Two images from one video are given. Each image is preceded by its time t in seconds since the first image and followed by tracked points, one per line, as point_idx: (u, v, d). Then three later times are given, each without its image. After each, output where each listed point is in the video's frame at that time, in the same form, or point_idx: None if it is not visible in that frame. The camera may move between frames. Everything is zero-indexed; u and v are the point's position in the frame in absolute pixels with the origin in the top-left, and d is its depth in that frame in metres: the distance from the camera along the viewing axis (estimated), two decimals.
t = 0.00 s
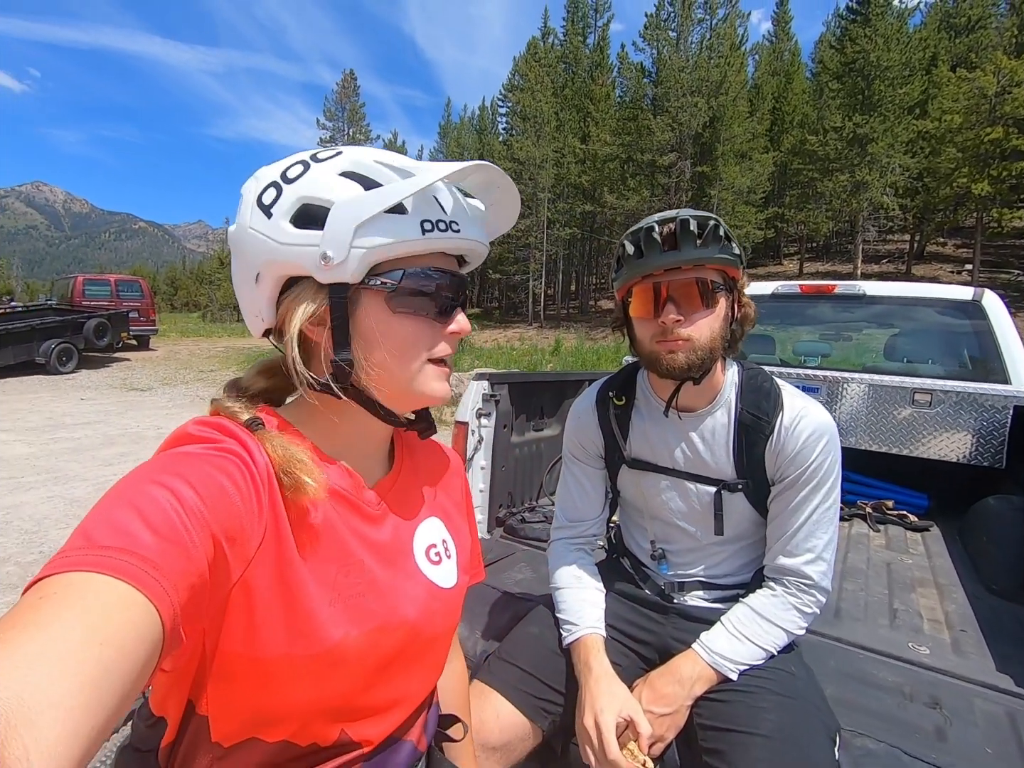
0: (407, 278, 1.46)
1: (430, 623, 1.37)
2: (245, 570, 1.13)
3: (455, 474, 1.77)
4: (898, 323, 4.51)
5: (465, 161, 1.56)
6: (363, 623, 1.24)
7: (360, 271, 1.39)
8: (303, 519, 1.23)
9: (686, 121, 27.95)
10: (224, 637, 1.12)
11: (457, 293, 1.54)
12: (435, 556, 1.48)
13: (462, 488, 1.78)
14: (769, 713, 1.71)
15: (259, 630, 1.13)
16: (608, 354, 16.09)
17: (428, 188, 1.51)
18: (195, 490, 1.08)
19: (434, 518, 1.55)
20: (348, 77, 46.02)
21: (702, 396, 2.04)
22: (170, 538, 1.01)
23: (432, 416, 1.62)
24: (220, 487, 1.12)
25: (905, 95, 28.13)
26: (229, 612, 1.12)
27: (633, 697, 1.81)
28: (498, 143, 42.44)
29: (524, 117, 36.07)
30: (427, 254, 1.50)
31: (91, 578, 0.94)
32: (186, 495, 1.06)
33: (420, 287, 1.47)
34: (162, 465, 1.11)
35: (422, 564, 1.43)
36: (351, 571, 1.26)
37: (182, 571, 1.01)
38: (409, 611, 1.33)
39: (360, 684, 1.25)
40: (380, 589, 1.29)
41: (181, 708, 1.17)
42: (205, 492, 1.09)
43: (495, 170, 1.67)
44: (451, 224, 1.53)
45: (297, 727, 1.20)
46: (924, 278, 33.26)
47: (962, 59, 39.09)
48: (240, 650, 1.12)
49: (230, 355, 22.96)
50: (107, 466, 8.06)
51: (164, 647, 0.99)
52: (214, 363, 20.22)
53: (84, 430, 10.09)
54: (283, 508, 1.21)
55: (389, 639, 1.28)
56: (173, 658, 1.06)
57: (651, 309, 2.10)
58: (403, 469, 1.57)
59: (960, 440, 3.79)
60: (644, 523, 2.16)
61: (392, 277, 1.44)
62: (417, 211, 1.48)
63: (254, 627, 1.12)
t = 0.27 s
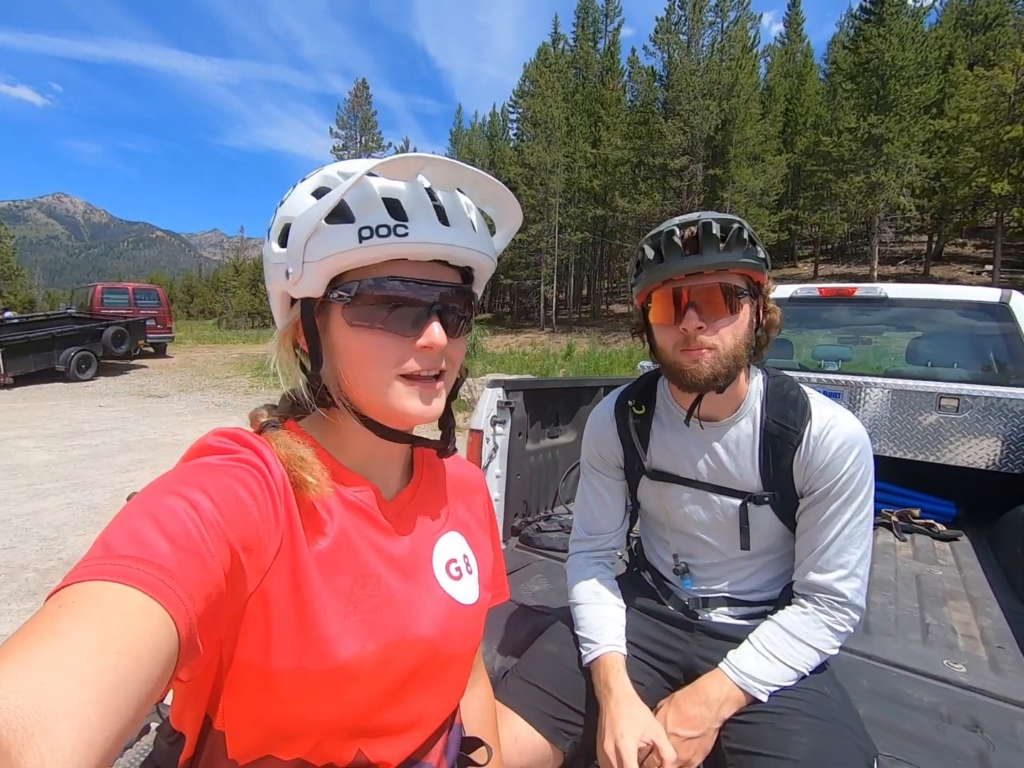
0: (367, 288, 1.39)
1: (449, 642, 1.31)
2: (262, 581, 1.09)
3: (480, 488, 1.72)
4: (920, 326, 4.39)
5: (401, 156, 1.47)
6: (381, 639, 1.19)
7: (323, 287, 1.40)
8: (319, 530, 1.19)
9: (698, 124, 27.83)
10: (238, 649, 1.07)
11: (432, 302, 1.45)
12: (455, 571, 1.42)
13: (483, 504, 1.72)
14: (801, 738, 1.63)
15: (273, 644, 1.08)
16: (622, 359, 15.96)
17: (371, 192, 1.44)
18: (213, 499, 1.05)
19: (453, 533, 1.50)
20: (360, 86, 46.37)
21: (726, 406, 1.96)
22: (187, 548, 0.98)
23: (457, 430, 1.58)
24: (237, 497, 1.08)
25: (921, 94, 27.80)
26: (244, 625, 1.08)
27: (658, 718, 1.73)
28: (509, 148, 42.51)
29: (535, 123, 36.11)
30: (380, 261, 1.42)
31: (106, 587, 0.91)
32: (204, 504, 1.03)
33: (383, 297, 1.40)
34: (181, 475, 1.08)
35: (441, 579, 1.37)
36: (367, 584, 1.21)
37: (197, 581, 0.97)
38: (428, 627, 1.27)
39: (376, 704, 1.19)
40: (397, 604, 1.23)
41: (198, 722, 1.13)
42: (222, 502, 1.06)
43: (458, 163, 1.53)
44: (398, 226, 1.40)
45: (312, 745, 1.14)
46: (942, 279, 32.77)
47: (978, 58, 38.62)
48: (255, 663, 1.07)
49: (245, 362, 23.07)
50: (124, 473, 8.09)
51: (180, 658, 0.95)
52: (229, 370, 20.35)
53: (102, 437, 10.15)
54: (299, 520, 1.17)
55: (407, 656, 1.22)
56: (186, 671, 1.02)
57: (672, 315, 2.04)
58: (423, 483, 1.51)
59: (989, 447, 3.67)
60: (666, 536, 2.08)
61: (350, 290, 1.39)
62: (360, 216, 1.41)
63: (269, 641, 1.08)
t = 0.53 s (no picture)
0: (375, 292, 1.39)
1: (483, 649, 1.30)
2: (300, 585, 1.10)
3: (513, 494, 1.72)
4: (929, 326, 4.36)
5: (391, 157, 1.46)
6: (416, 642, 1.18)
7: (339, 293, 1.44)
8: (353, 534, 1.19)
9: (702, 123, 27.81)
10: (277, 651, 1.08)
11: (438, 306, 1.42)
12: (490, 577, 1.42)
13: (517, 510, 1.72)
14: (825, 742, 1.62)
15: (311, 647, 1.08)
16: (627, 359, 15.92)
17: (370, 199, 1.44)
18: (251, 503, 1.05)
19: (485, 540, 1.50)
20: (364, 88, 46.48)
21: (745, 409, 1.95)
22: (230, 551, 0.99)
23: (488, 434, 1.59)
24: (275, 500, 1.09)
25: (927, 91, 27.68)
26: (283, 629, 1.08)
27: (678, 723, 1.72)
28: (513, 148, 42.51)
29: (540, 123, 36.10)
30: (380, 265, 1.41)
31: (151, 590, 0.92)
32: (243, 508, 1.04)
33: (391, 301, 1.39)
34: (222, 479, 1.09)
35: (475, 586, 1.37)
36: (402, 587, 1.21)
37: (239, 583, 0.98)
38: (463, 633, 1.26)
39: (412, 711, 1.18)
40: (432, 609, 1.23)
41: (240, 723, 1.13)
42: (260, 507, 1.06)
43: (461, 166, 1.49)
44: (390, 230, 1.38)
45: (350, 750, 1.15)
46: (950, 277, 32.64)
47: (985, 55, 38.47)
48: (294, 667, 1.07)
49: (252, 363, 23.13)
50: (134, 475, 8.12)
51: (224, 659, 0.96)
52: (236, 372, 20.39)
53: (112, 439, 10.19)
54: (336, 523, 1.18)
55: (443, 659, 1.22)
56: (227, 672, 1.03)
57: (689, 318, 2.03)
58: (456, 487, 1.51)
59: (1002, 447, 3.64)
60: (683, 539, 2.07)
61: (360, 295, 1.39)
62: (361, 221, 1.41)
63: (308, 643, 1.08)
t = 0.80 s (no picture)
0: (395, 290, 1.41)
1: (501, 647, 1.32)
2: (320, 580, 1.13)
3: (532, 494, 1.73)
4: (925, 322, 4.38)
5: (416, 156, 1.47)
6: (435, 639, 1.20)
7: (361, 291, 1.46)
8: (371, 532, 1.22)
9: (698, 122, 27.90)
10: (300, 645, 1.11)
11: (457, 305, 1.43)
12: (509, 576, 1.44)
13: (536, 511, 1.73)
14: (831, 737, 1.63)
15: (333, 642, 1.11)
16: (625, 358, 15.94)
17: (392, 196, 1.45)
18: (272, 501, 1.09)
19: (504, 540, 1.51)
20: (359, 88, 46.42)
21: (749, 406, 1.96)
22: (252, 547, 1.02)
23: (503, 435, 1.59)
24: (295, 498, 1.12)
25: (921, 89, 27.77)
26: (304, 624, 1.11)
27: (684, 719, 1.73)
28: (509, 148, 42.50)
29: (535, 122, 36.12)
30: (400, 264, 1.42)
31: (175, 582, 0.96)
32: (264, 505, 1.08)
33: (411, 300, 1.41)
34: (244, 478, 1.13)
35: (494, 584, 1.39)
36: (420, 584, 1.23)
37: (260, 579, 1.01)
38: (481, 630, 1.28)
39: (432, 705, 1.20)
40: (450, 606, 1.25)
41: (265, 717, 1.16)
42: (281, 504, 1.10)
43: (482, 167, 1.49)
44: (410, 228, 1.39)
45: (372, 746, 1.16)
46: (945, 274, 32.76)
47: (978, 53, 38.63)
48: (315, 662, 1.10)
49: (249, 364, 23.08)
50: (130, 476, 8.09)
51: (245, 652, 0.99)
52: (233, 373, 20.33)
53: (109, 441, 10.15)
54: (354, 521, 1.20)
55: (461, 657, 1.24)
56: (250, 665, 1.05)
57: (693, 314, 2.04)
58: (473, 487, 1.53)
59: (998, 442, 3.66)
60: (686, 537, 2.08)
61: (381, 292, 1.41)
62: (382, 220, 1.42)
63: (329, 638, 1.11)
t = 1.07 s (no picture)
0: (406, 289, 1.42)
1: (512, 644, 1.33)
2: (331, 578, 1.14)
3: (540, 493, 1.75)
4: (913, 320, 4.44)
5: (432, 157, 1.48)
6: (446, 637, 1.22)
7: (373, 289, 1.47)
8: (380, 530, 1.23)
9: (688, 122, 28.04)
10: (313, 644, 1.12)
11: (468, 305, 1.45)
12: (520, 574, 1.46)
13: (545, 510, 1.75)
14: (824, 728, 1.66)
15: (344, 640, 1.12)
16: (617, 357, 16.00)
17: (408, 194, 1.46)
18: (283, 500, 1.11)
19: (513, 538, 1.53)
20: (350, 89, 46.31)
21: (742, 403, 1.99)
22: (264, 544, 1.04)
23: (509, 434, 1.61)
24: (305, 497, 1.14)
25: (908, 90, 28.03)
26: (316, 622, 1.13)
27: (679, 713, 1.75)
28: (500, 148, 42.52)
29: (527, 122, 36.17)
30: (413, 262, 1.44)
31: (189, 579, 0.97)
32: (275, 504, 1.09)
33: (422, 299, 1.42)
34: (255, 477, 1.14)
35: (504, 582, 1.40)
36: (430, 583, 1.24)
37: (272, 575, 1.03)
38: (491, 629, 1.30)
39: (445, 702, 1.21)
40: (460, 605, 1.27)
41: (279, 714, 1.18)
42: (292, 503, 1.11)
43: (496, 168, 1.51)
44: (424, 228, 1.41)
45: (384, 744, 1.18)
46: (933, 273, 33.05)
47: (964, 54, 39.03)
48: (327, 659, 1.11)
49: (240, 366, 22.97)
50: (122, 479, 8.04)
51: (259, 649, 1.00)
52: (225, 375, 20.23)
53: (99, 444, 10.09)
54: (362, 521, 1.22)
55: (472, 655, 1.25)
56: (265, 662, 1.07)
57: (685, 311, 2.06)
58: (482, 485, 1.54)
59: (985, 438, 3.71)
60: (680, 533, 2.11)
61: (394, 289, 1.43)
62: (396, 218, 1.43)
63: (340, 636, 1.12)
